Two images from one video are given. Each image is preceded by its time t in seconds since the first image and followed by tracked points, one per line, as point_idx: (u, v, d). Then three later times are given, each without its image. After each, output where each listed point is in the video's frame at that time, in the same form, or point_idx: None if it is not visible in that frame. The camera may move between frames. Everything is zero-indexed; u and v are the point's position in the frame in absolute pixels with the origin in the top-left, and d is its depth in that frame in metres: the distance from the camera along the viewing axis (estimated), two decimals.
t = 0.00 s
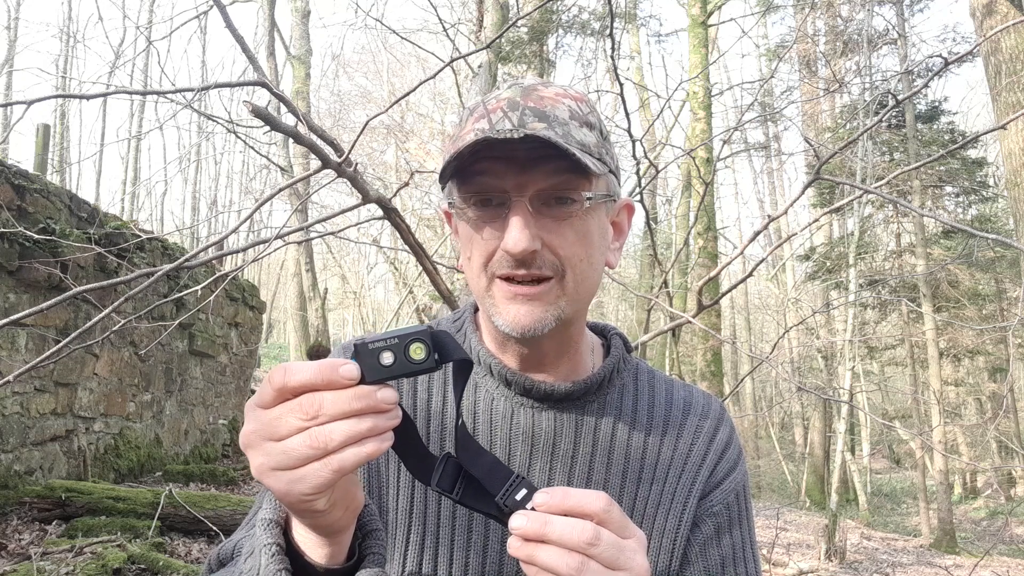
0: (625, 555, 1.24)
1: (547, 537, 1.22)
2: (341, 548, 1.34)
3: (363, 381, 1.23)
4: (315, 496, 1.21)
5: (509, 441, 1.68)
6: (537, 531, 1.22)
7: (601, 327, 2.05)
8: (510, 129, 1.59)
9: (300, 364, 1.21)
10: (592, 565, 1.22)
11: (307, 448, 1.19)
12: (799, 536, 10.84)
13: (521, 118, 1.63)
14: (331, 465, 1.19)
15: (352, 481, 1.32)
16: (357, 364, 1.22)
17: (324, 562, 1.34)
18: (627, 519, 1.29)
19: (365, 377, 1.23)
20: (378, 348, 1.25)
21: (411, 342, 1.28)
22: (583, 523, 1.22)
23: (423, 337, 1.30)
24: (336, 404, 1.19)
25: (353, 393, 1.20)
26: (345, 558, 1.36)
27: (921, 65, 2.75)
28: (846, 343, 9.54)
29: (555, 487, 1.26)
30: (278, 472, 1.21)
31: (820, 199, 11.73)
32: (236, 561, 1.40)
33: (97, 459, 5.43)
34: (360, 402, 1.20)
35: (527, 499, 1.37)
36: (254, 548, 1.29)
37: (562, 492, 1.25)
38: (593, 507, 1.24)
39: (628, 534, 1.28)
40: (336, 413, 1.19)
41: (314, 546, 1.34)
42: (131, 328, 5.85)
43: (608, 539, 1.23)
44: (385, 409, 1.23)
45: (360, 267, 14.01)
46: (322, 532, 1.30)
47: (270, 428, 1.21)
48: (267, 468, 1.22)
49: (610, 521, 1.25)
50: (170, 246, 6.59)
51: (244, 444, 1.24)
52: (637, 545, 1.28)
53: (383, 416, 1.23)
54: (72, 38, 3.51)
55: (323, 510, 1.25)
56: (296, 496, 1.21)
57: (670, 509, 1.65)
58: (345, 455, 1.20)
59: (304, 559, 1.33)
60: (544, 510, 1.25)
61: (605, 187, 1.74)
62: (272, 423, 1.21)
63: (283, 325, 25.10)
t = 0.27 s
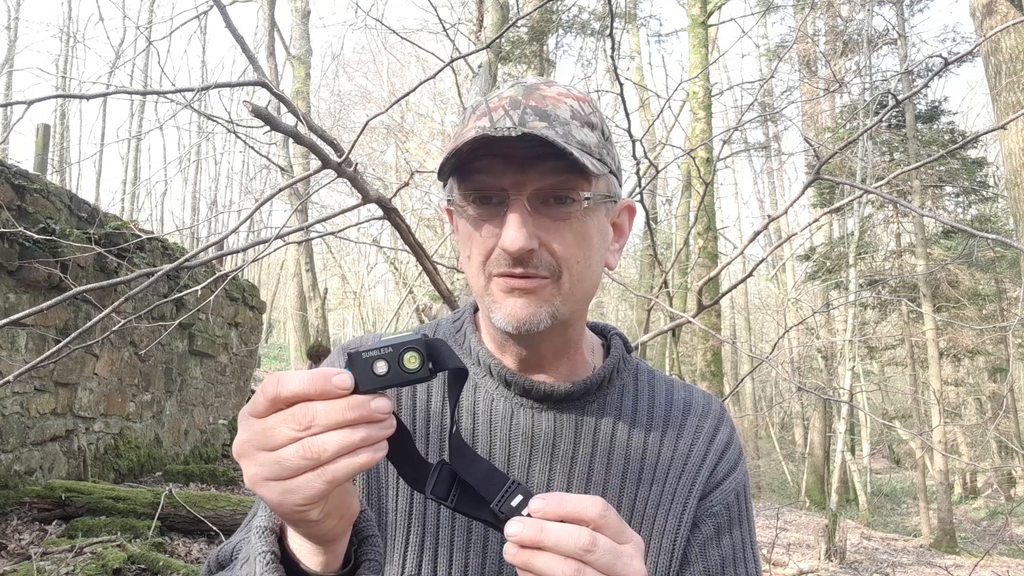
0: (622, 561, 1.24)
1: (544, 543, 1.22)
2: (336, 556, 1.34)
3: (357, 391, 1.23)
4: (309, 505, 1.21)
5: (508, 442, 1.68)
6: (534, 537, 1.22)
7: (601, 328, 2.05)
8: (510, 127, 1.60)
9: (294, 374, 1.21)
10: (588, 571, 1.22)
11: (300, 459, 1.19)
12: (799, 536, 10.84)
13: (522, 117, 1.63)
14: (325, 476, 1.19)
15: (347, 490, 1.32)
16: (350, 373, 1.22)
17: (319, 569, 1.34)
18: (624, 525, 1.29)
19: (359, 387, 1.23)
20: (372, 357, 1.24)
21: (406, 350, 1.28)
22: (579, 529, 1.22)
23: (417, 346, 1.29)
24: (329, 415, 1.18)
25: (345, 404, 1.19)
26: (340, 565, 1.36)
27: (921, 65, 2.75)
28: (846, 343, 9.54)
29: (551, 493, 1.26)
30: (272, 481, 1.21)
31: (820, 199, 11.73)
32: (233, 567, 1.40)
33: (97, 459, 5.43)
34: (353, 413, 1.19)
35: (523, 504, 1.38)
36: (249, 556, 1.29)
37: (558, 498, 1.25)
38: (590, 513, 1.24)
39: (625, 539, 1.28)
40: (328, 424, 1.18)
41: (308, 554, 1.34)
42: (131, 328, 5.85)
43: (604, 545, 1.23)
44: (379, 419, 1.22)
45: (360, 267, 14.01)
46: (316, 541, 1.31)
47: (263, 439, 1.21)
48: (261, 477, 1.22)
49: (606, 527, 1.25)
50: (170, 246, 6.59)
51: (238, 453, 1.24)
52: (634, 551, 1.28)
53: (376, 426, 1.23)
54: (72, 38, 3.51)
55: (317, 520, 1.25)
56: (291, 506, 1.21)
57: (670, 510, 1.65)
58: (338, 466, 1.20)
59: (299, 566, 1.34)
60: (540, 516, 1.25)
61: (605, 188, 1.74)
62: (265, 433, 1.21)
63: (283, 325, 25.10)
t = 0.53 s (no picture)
0: (615, 555, 1.24)
1: (537, 537, 1.22)
2: (340, 532, 1.34)
3: (366, 362, 1.22)
4: (315, 474, 1.21)
5: (508, 440, 1.67)
6: (526, 531, 1.23)
7: (601, 327, 2.05)
8: (509, 131, 1.59)
9: (305, 343, 1.21)
10: (581, 565, 1.22)
11: (309, 426, 1.19)
12: (799, 536, 10.84)
13: (522, 120, 1.63)
14: (331, 444, 1.19)
15: (354, 465, 1.31)
16: (361, 344, 1.22)
17: (323, 547, 1.34)
18: (616, 519, 1.28)
19: (368, 357, 1.23)
20: (382, 330, 1.25)
21: (414, 324, 1.28)
22: (571, 523, 1.22)
23: (426, 320, 1.30)
24: (337, 383, 1.18)
25: (354, 372, 1.19)
26: (344, 544, 1.35)
27: (921, 65, 2.75)
28: (846, 343, 9.54)
29: (544, 487, 1.26)
30: (280, 449, 1.22)
31: (820, 199, 11.73)
32: (236, 554, 1.40)
33: (97, 459, 5.43)
34: (361, 382, 1.19)
35: (517, 498, 1.37)
36: (256, 532, 1.30)
37: (551, 492, 1.25)
38: (583, 506, 1.24)
39: (618, 533, 1.28)
40: (337, 392, 1.18)
41: (314, 530, 1.34)
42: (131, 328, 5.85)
43: (597, 538, 1.23)
44: (387, 390, 1.22)
45: (360, 267, 14.01)
46: (322, 514, 1.30)
47: (273, 407, 1.22)
48: (270, 444, 1.22)
49: (599, 521, 1.25)
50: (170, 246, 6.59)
51: (248, 420, 1.24)
52: (627, 545, 1.27)
53: (385, 396, 1.22)
54: (72, 38, 3.51)
55: (323, 491, 1.24)
56: (297, 474, 1.21)
57: (670, 509, 1.65)
58: (346, 434, 1.19)
59: (304, 543, 1.33)
60: (533, 509, 1.25)
61: (605, 191, 1.74)
62: (275, 400, 1.21)
63: (283, 325, 25.11)
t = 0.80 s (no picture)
0: (615, 556, 1.24)
1: (536, 539, 1.22)
2: (335, 549, 1.34)
3: (360, 381, 1.23)
4: (310, 496, 1.21)
5: (508, 441, 1.67)
6: (526, 533, 1.22)
7: (600, 327, 2.05)
8: (516, 121, 1.59)
9: (296, 364, 1.21)
10: (582, 568, 1.22)
11: (301, 449, 1.19)
12: (799, 536, 10.84)
13: (528, 112, 1.63)
14: (326, 465, 1.19)
15: (348, 482, 1.32)
16: (354, 363, 1.22)
17: (319, 562, 1.34)
18: (617, 520, 1.29)
19: (362, 377, 1.23)
20: (376, 348, 1.24)
21: (410, 342, 1.28)
22: (572, 525, 1.23)
23: (422, 337, 1.29)
24: (331, 405, 1.18)
25: (349, 393, 1.19)
26: (340, 558, 1.36)
27: (921, 65, 2.75)
28: (846, 343, 9.54)
29: (544, 490, 1.26)
30: (272, 472, 1.21)
31: (820, 199, 11.73)
32: (231, 563, 1.40)
33: (97, 459, 5.43)
34: (357, 402, 1.19)
35: (516, 501, 1.37)
36: (249, 548, 1.30)
37: (551, 494, 1.26)
38: (582, 509, 1.24)
39: (618, 535, 1.28)
40: (331, 413, 1.18)
41: (309, 546, 1.34)
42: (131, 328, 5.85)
43: (597, 540, 1.23)
44: (382, 410, 1.23)
45: (360, 267, 14.01)
46: (317, 533, 1.31)
47: (264, 429, 1.21)
48: (261, 468, 1.21)
49: (598, 522, 1.26)
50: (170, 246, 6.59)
51: (238, 444, 1.23)
52: (627, 547, 1.28)
53: (379, 415, 1.23)
54: (72, 39, 3.51)
55: (318, 510, 1.25)
56: (291, 497, 1.21)
57: (669, 510, 1.65)
58: (340, 455, 1.20)
59: (300, 559, 1.33)
60: (533, 512, 1.25)
61: (608, 188, 1.74)
62: (266, 423, 1.21)
63: (283, 325, 25.10)
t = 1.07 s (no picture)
0: (611, 559, 1.24)
1: (533, 541, 1.22)
2: (335, 551, 1.34)
3: (363, 386, 1.23)
4: (311, 501, 1.21)
5: (508, 441, 1.67)
6: (523, 535, 1.22)
7: (601, 328, 2.05)
8: (521, 118, 1.60)
9: (299, 369, 1.21)
10: (578, 570, 1.22)
11: (303, 454, 1.18)
12: (799, 536, 10.84)
13: (533, 110, 1.63)
14: (327, 472, 1.19)
15: (348, 485, 1.32)
16: (356, 368, 1.22)
17: (318, 564, 1.34)
18: (614, 523, 1.29)
19: (365, 382, 1.23)
20: (379, 352, 1.26)
21: (412, 346, 1.30)
22: (569, 527, 1.23)
23: (424, 342, 1.31)
24: (334, 410, 1.18)
25: (352, 399, 1.19)
26: (340, 560, 1.36)
27: (921, 65, 2.75)
28: (846, 343, 9.54)
29: (542, 492, 1.26)
30: (274, 476, 1.21)
31: (820, 199, 11.73)
32: (231, 563, 1.40)
33: (97, 459, 5.43)
34: (359, 408, 1.19)
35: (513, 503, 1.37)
36: (248, 550, 1.29)
37: (549, 497, 1.26)
38: (579, 511, 1.25)
39: (616, 537, 1.28)
40: (334, 419, 1.18)
41: (309, 549, 1.34)
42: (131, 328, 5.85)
43: (594, 543, 1.23)
44: (384, 415, 1.23)
45: (360, 267, 14.01)
46: (317, 537, 1.30)
47: (267, 433, 1.21)
48: (262, 471, 1.21)
49: (596, 525, 1.25)
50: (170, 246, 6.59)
51: (238, 447, 1.23)
52: (624, 549, 1.28)
53: (382, 421, 1.23)
54: (72, 38, 3.51)
55: (319, 515, 1.25)
56: (291, 502, 1.21)
57: (669, 511, 1.65)
58: (342, 461, 1.19)
59: (300, 561, 1.33)
60: (530, 514, 1.25)
61: (611, 188, 1.75)
62: (269, 427, 1.20)
63: (284, 325, 25.11)
